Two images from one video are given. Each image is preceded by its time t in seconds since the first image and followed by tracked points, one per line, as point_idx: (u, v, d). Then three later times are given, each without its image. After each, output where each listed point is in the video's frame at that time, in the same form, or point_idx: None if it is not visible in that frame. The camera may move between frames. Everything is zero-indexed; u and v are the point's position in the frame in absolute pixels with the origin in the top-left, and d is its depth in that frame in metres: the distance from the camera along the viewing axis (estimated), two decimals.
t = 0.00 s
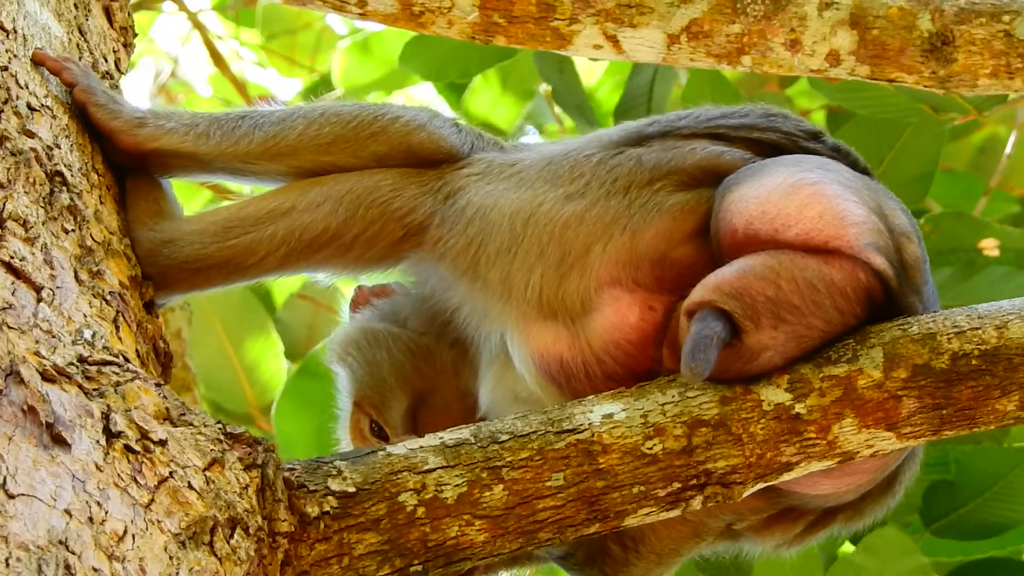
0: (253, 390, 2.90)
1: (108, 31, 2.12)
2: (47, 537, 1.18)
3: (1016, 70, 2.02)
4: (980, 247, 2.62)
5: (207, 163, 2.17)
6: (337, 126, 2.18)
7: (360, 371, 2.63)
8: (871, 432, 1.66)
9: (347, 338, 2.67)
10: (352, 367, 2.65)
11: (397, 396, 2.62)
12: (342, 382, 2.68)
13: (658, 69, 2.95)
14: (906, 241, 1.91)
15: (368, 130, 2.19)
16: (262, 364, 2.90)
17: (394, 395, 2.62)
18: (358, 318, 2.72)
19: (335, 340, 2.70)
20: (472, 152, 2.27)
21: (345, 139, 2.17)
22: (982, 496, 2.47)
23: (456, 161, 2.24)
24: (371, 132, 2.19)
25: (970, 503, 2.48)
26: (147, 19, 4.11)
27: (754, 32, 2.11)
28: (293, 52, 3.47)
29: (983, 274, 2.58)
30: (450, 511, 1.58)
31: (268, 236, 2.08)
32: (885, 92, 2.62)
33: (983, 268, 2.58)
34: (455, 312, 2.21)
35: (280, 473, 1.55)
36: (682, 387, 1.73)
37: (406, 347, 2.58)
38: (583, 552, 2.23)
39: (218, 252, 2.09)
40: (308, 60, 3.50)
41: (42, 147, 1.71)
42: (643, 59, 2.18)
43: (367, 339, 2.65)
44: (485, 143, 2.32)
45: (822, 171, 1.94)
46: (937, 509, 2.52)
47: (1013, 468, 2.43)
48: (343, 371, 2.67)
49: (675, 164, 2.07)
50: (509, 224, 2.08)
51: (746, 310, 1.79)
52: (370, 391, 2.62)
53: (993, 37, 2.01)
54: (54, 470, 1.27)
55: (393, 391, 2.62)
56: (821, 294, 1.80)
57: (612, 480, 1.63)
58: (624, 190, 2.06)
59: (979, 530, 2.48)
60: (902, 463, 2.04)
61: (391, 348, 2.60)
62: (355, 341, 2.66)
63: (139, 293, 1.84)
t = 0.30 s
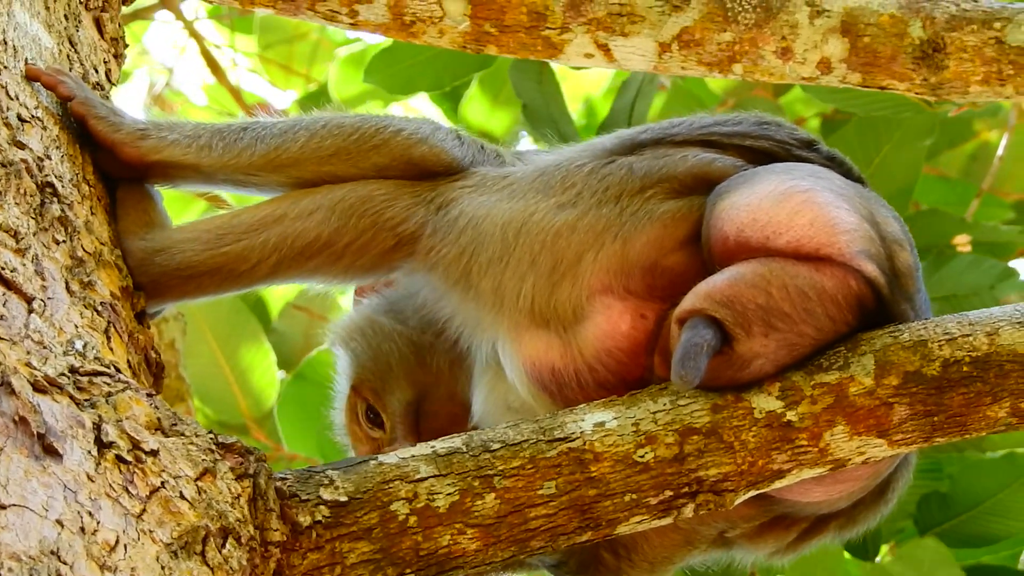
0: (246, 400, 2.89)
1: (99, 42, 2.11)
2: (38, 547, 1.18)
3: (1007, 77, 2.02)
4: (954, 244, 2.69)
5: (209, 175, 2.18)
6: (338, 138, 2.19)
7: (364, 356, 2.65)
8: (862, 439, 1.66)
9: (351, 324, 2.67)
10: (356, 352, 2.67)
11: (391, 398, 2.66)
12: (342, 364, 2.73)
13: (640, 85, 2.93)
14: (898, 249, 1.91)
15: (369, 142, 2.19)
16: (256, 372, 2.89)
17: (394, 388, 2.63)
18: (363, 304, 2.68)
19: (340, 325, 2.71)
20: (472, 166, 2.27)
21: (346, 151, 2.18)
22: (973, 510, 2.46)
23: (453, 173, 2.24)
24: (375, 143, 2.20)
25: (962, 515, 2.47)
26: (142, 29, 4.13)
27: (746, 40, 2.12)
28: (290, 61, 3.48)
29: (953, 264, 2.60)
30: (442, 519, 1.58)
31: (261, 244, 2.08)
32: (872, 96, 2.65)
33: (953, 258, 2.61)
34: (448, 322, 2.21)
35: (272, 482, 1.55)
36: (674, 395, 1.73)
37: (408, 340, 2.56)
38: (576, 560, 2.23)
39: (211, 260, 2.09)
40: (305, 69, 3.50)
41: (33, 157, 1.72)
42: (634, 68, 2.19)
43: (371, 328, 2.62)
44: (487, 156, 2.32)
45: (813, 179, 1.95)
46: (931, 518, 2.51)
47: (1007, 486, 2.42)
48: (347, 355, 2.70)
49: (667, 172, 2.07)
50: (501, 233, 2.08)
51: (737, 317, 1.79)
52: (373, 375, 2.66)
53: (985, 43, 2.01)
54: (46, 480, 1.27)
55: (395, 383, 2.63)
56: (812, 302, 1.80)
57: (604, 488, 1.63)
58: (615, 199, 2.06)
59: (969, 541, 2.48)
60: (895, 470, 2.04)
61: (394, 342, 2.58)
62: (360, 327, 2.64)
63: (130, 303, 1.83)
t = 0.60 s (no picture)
0: (238, 405, 2.92)
1: (86, 45, 2.11)
2: (27, 552, 1.18)
3: (996, 78, 2.03)
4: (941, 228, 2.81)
5: (246, 168, 2.30)
6: (360, 139, 2.29)
7: (359, 338, 2.65)
8: (851, 441, 1.66)
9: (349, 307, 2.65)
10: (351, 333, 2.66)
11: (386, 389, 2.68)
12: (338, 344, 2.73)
13: (621, 84, 2.95)
14: (887, 250, 1.91)
15: (390, 142, 2.29)
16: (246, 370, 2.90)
17: (389, 372, 2.65)
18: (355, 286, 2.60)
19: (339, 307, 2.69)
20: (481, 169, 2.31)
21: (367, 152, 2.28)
22: (963, 507, 2.47)
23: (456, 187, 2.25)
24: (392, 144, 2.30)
25: (953, 512, 2.48)
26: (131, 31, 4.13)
27: (734, 42, 2.12)
28: (281, 66, 3.48)
29: (942, 253, 2.67)
30: (430, 522, 1.58)
31: (254, 243, 2.08)
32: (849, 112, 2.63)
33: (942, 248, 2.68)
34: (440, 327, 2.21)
35: (260, 485, 1.55)
36: (662, 398, 1.73)
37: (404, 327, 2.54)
38: (564, 563, 2.23)
39: (205, 258, 2.08)
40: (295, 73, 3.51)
41: (21, 161, 1.70)
42: (623, 70, 2.18)
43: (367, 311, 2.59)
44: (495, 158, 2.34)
45: (802, 180, 1.95)
46: (921, 519, 2.52)
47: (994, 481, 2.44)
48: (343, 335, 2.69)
49: (654, 173, 2.08)
50: (492, 237, 2.08)
51: (725, 319, 1.79)
52: (367, 359, 2.66)
53: (973, 45, 2.02)
54: (34, 484, 1.27)
55: (390, 368, 2.64)
56: (800, 303, 1.80)
57: (592, 491, 1.63)
58: (604, 201, 2.06)
59: (959, 540, 2.48)
60: (883, 471, 2.04)
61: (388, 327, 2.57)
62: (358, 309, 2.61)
63: (119, 306, 1.83)
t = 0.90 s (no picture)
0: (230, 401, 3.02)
1: (74, 45, 2.10)
2: (15, 551, 1.18)
3: (984, 75, 2.02)
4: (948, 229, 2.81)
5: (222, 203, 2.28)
6: (273, 183, 2.44)
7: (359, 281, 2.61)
8: (839, 438, 1.66)
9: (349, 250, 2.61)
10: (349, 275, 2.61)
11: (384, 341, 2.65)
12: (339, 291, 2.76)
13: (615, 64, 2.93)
14: (871, 246, 1.92)
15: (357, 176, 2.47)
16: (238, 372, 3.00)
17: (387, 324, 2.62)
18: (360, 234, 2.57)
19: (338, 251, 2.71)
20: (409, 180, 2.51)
21: (282, 193, 2.43)
22: (960, 509, 2.52)
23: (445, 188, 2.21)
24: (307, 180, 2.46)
25: (951, 514, 2.53)
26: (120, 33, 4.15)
27: (721, 40, 2.12)
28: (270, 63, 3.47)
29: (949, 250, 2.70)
30: (419, 521, 1.58)
31: (257, 247, 2.04)
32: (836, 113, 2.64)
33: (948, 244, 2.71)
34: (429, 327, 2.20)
35: (249, 484, 1.55)
36: (650, 396, 1.73)
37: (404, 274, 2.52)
38: (556, 562, 2.22)
39: (209, 262, 2.05)
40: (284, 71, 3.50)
41: (8, 160, 1.70)
42: (610, 68, 2.19)
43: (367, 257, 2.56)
44: (427, 164, 2.52)
45: (785, 178, 1.96)
46: (919, 519, 2.56)
47: (996, 486, 2.50)
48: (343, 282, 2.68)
49: (632, 173, 2.10)
50: (481, 238, 2.06)
51: (712, 317, 1.80)
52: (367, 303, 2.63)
53: (961, 41, 2.01)
54: (22, 483, 1.27)
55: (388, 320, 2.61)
56: (786, 300, 1.81)
57: (581, 489, 1.62)
58: (587, 201, 2.08)
59: (953, 542, 2.52)
60: (873, 468, 2.04)
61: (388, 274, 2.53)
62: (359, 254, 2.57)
63: (109, 306, 1.83)
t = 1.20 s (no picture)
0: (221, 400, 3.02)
1: (71, 44, 2.10)
2: (13, 549, 1.18)
3: (980, 73, 2.03)
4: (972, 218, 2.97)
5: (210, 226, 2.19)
6: (275, 189, 2.34)
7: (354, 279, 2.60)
8: (836, 436, 1.66)
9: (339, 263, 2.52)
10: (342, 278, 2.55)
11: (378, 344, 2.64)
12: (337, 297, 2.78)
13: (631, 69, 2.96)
14: (868, 244, 1.92)
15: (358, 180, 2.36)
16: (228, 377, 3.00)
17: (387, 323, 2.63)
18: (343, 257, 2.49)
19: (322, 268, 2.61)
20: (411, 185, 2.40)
21: (284, 198, 2.32)
22: (963, 505, 2.55)
23: (437, 205, 2.21)
24: (310, 185, 2.34)
25: (952, 511, 2.56)
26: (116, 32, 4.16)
27: (716, 38, 2.12)
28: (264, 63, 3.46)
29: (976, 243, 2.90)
30: (416, 519, 1.58)
31: (233, 260, 2.10)
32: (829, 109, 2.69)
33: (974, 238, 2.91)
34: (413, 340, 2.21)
35: (246, 483, 1.56)
36: (647, 394, 1.73)
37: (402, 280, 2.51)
38: (553, 560, 2.21)
39: (188, 272, 2.11)
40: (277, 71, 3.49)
41: (4, 159, 1.71)
42: (606, 66, 2.19)
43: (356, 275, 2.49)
44: (430, 166, 2.41)
45: (782, 175, 1.96)
46: (922, 516, 2.59)
47: (997, 477, 2.52)
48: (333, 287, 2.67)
49: (632, 175, 2.10)
50: (468, 252, 2.06)
51: (708, 314, 1.79)
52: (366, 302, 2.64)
53: (956, 39, 2.01)
54: (19, 482, 1.27)
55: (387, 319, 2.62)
56: (783, 297, 1.80)
57: (577, 487, 1.63)
58: (582, 206, 2.07)
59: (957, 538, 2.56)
60: (870, 467, 2.04)
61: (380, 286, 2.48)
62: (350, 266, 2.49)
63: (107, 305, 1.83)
